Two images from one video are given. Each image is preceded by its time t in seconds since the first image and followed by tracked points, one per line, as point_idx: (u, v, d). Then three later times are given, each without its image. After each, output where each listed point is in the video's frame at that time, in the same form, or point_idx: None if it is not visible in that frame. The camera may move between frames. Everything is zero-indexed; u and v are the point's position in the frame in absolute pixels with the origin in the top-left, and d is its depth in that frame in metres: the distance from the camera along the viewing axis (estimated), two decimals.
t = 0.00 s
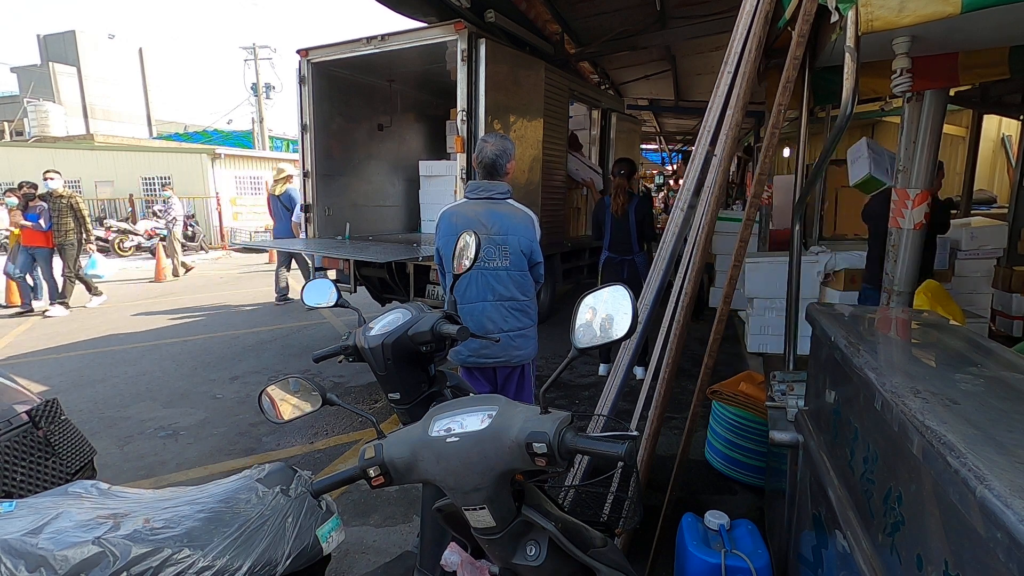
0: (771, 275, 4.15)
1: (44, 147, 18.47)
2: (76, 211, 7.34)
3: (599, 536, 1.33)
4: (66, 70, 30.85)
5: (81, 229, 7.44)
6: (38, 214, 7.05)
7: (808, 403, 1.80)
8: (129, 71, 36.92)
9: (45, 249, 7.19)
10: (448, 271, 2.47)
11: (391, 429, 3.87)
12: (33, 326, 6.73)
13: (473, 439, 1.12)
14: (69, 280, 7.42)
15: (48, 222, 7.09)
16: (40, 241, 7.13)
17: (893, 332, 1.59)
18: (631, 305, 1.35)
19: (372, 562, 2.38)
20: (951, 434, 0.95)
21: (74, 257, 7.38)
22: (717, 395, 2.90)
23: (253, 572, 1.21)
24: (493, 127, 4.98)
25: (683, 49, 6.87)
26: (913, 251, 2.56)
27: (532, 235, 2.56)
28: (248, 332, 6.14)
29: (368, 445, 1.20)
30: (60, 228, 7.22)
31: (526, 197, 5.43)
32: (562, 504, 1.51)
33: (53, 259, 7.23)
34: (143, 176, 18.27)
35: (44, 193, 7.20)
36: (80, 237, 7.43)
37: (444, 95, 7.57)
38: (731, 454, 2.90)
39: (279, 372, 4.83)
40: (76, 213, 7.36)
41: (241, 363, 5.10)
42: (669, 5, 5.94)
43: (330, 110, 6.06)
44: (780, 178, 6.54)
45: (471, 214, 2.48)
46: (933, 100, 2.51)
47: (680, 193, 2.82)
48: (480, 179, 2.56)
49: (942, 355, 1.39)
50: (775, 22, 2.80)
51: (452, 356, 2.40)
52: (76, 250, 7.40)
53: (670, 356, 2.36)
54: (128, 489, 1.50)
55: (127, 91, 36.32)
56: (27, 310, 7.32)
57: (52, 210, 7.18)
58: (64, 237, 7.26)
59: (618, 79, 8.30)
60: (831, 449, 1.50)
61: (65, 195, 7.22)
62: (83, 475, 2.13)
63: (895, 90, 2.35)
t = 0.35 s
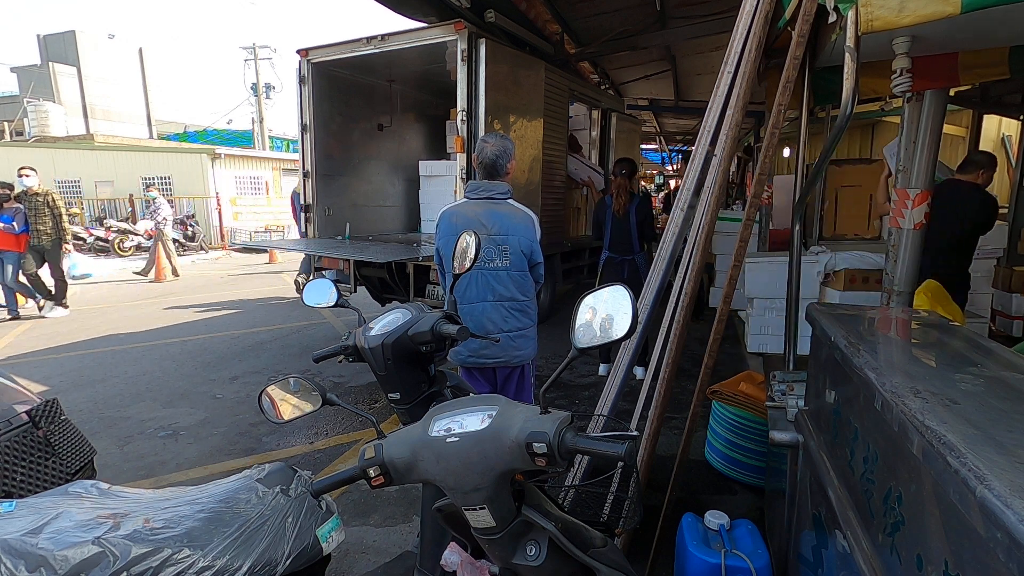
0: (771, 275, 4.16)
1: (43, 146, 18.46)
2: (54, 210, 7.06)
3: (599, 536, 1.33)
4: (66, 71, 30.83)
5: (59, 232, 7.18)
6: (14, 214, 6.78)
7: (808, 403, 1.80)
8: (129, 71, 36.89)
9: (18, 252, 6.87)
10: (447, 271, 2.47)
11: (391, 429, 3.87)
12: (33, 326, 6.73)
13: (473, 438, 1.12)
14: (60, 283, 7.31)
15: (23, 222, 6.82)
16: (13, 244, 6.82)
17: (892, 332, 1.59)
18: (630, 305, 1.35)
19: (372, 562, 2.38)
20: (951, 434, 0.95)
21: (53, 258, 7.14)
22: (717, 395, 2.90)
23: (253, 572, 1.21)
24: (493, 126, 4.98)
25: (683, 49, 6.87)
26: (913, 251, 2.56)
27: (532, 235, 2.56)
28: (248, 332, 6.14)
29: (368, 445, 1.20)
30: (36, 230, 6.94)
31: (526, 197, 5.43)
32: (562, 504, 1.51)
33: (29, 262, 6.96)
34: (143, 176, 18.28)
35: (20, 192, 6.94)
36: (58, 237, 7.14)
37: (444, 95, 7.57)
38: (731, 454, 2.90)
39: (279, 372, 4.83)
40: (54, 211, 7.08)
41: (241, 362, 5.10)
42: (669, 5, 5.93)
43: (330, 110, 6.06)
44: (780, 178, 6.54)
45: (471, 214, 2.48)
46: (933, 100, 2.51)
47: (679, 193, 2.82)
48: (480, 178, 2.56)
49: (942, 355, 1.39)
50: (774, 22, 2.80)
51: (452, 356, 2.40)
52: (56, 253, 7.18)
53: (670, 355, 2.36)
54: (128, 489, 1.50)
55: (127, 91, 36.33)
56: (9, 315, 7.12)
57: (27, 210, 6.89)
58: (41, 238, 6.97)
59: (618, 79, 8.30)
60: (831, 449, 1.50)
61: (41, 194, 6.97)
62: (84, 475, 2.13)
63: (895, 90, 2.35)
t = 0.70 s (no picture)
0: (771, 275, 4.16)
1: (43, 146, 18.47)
2: (26, 210, 6.89)
3: (599, 536, 1.33)
4: (66, 71, 30.81)
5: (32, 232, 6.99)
6: None
7: (808, 403, 1.80)
8: (129, 71, 36.87)
9: None
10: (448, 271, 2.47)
11: (391, 429, 3.87)
12: (33, 326, 6.73)
13: (473, 438, 1.12)
14: (46, 284, 7.18)
15: None
16: None
17: (892, 332, 1.59)
18: (630, 305, 1.35)
19: (372, 562, 2.38)
20: (951, 434, 0.95)
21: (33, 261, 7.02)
22: (717, 395, 2.91)
23: (253, 572, 1.21)
24: (493, 126, 4.98)
25: (683, 49, 6.87)
26: (913, 250, 2.56)
27: (532, 235, 2.56)
28: (248, 332, 6.14)
29: (368, 445, 1.20)
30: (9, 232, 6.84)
31: (526, 197, 5.42)
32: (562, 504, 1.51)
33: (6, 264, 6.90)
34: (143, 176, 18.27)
35: None
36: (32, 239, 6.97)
37: (444, 95, 7.57)
38: (731, 454, 2.90)
39: (279, 372, 4.83)
40: (27, 211, 6.92)
41: (241, 362, 5.10)
42: (669, 5, 5.93)
43: (330, 110, 6.06)
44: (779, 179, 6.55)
45: (471, 214, 2.48)
46: (933, 100, 2.51)
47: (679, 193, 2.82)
48: (480, 179, 2.56)
49: (941, 356, 1.39)
50: (774, 22, 2.80)
51: (453, 356, 2.40)
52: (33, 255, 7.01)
53: (670, 356, 2.36)
54: (128, 489, 1.50)
55: (126, 91, 36.33)
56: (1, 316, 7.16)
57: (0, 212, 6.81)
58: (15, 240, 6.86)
59: (618, 79, 8.30)
60: (831, 450, 1.50)
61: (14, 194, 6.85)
62: (84, 475, 2.13)
63: (895, 90, 2.35)
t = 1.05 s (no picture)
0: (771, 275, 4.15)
1: (43, 146, 18.47)
2: None
3: (599, 536, 1.33)
4: (65, 71, 30.80)
5: None
6: None
7: (808, 403, 1.80)
8: (128, 71, 36.86)
9: None
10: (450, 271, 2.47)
11: (391, 429, 3.87)
12: (33, 326, 6.74)
13: (473, 438, 1.12)
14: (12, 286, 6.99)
15: None
16: None
17: (892, 332, 1.59)
18: (630, 305, 1.35)
19: (372, 562, 2.38)
20: (951, 434, 0.95)
21: None
22: (717, 395, 2.91)
23: (253, 572, 1.21)
24: (493, 126, 4.98)
25: (683, 49, 6.87)
26: (913, 251, 2.56)
27: (534, 235, 2.56)
28: (248, 332, 6.14)
29: (368, 445, 1.20)
30: None
31: (526, 197, 5.42)
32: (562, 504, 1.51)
33: None
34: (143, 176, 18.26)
35: None
36: None
37: (444, 95, 7.57)
38: (731, 454, 2.90)
39: (279, 372, 4.83)
40: None
41: (241, 362, 5.10)
42: (669, 5, 5.93)
43: (330, 110, 6.06)
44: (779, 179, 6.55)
45: (473, 214, 2.48)
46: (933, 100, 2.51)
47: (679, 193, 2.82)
48: (482, 179, 2.56)
49: (941, 355, 1.39)
50: (774, 22, 2.80)
51: (453, 356, 2.40)
52: None
53: (670, 355, 2.36)
54: (128, 489, 1.50)
55: (126, 91, 36.33)
56: None
57: None
58: None
59: (618, 79, 8.30)
60: (831, 449, 1.50)
61: None
62: (84, 475, 2.13)
63: (895, 90, 2.35)
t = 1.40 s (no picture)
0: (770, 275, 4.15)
1: (44, 147, 18.47)
2: None
3: (599, 536, 1.33)
4: (66, 71, 30.78)
5: None
6: None
7: (808, 403, 1.80)
8: (128, 70, 36.85)
9: None
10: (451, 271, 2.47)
11: (391, 429, 3.87)
12: (34, 326, 6.74)
13: (473, 438, 1.12)
14: None
15: None
16: None
17: (892, 332, 1.59)
18: (630, 305, 1.35)
19: (372, 562, 2.38)
20: (951, 434, 0.95)
21: None
22: (717, 395, 2.91)
23: (253, 572, 1.21)
24: (493, 126, 4.98)
25: (683, 49, 6.87)
26: (913, 251, 2.56)
27: (534, 236, 2.56)
28: (249, 332, 6.14)
29: (368, 445, 1.20)
30: None
31: (526, 197, 5.42)
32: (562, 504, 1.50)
33: None
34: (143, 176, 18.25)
35: None
36: None
37: (444, 95, 7.57)
38: (731, 454, 2.90)
39: (279, 372, 4.83)
40: None
41: (241, 362, 5.11)
42: (669, 5, 5.93)
43: (330, 110, 6.06)
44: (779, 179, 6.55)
45: (474, 214, 2.47)
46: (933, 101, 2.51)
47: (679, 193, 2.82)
48: (482, 179, 2.56)
49: (941, 355, 1.39)
50: (774, 22, 2.80)
51: (454, 356, 2.40)
52: None
53: (670, 355, 2.36)
54: (128, 489, 1.50)
55: (127, 91, 36.34)
56: None
57: None
58: None
59: (618, 79, 8.30)
60: (831, 449, 1.50)
61: None
62: (84, 475, 2.13)
63: (895, 90, 2.34)
